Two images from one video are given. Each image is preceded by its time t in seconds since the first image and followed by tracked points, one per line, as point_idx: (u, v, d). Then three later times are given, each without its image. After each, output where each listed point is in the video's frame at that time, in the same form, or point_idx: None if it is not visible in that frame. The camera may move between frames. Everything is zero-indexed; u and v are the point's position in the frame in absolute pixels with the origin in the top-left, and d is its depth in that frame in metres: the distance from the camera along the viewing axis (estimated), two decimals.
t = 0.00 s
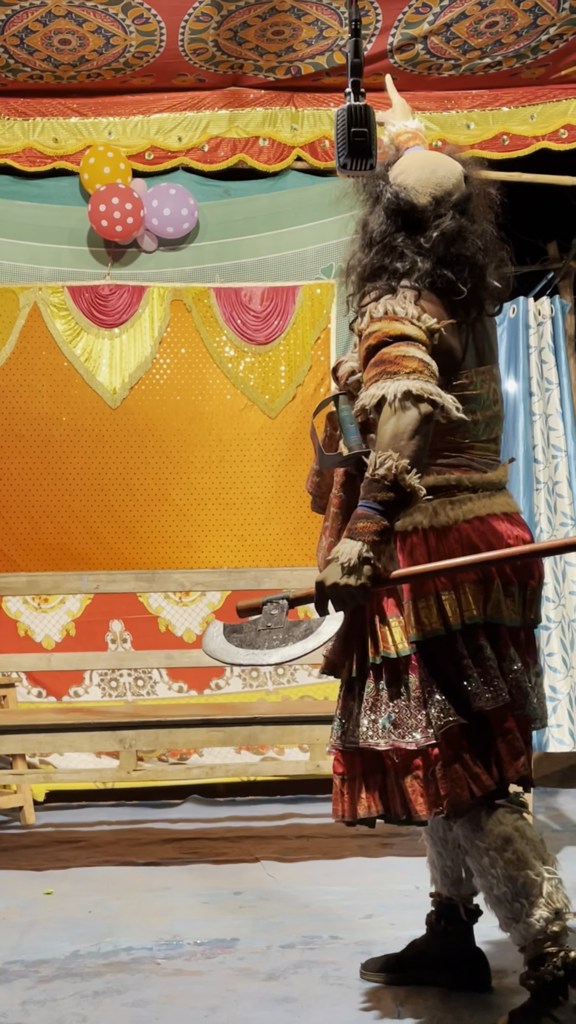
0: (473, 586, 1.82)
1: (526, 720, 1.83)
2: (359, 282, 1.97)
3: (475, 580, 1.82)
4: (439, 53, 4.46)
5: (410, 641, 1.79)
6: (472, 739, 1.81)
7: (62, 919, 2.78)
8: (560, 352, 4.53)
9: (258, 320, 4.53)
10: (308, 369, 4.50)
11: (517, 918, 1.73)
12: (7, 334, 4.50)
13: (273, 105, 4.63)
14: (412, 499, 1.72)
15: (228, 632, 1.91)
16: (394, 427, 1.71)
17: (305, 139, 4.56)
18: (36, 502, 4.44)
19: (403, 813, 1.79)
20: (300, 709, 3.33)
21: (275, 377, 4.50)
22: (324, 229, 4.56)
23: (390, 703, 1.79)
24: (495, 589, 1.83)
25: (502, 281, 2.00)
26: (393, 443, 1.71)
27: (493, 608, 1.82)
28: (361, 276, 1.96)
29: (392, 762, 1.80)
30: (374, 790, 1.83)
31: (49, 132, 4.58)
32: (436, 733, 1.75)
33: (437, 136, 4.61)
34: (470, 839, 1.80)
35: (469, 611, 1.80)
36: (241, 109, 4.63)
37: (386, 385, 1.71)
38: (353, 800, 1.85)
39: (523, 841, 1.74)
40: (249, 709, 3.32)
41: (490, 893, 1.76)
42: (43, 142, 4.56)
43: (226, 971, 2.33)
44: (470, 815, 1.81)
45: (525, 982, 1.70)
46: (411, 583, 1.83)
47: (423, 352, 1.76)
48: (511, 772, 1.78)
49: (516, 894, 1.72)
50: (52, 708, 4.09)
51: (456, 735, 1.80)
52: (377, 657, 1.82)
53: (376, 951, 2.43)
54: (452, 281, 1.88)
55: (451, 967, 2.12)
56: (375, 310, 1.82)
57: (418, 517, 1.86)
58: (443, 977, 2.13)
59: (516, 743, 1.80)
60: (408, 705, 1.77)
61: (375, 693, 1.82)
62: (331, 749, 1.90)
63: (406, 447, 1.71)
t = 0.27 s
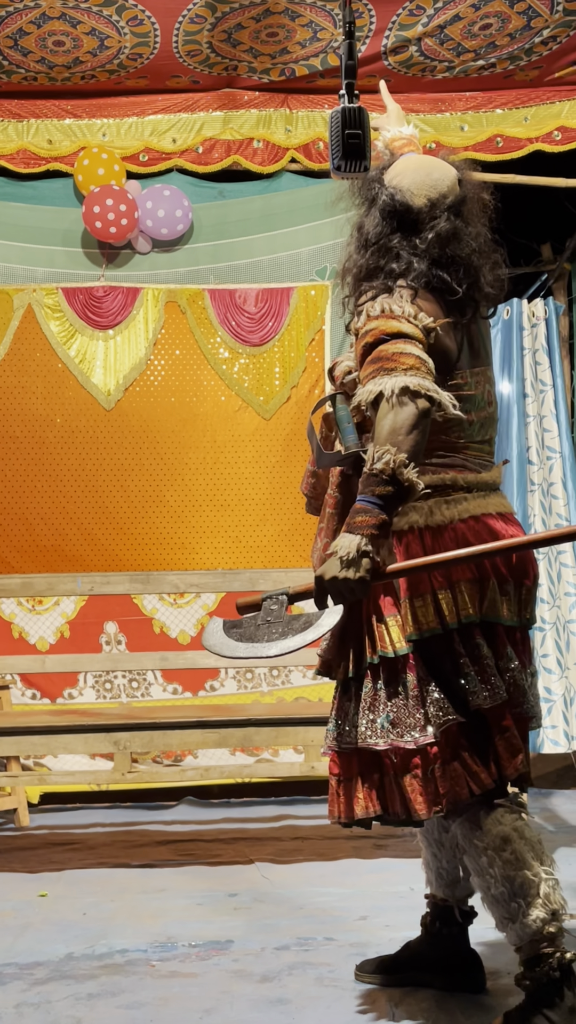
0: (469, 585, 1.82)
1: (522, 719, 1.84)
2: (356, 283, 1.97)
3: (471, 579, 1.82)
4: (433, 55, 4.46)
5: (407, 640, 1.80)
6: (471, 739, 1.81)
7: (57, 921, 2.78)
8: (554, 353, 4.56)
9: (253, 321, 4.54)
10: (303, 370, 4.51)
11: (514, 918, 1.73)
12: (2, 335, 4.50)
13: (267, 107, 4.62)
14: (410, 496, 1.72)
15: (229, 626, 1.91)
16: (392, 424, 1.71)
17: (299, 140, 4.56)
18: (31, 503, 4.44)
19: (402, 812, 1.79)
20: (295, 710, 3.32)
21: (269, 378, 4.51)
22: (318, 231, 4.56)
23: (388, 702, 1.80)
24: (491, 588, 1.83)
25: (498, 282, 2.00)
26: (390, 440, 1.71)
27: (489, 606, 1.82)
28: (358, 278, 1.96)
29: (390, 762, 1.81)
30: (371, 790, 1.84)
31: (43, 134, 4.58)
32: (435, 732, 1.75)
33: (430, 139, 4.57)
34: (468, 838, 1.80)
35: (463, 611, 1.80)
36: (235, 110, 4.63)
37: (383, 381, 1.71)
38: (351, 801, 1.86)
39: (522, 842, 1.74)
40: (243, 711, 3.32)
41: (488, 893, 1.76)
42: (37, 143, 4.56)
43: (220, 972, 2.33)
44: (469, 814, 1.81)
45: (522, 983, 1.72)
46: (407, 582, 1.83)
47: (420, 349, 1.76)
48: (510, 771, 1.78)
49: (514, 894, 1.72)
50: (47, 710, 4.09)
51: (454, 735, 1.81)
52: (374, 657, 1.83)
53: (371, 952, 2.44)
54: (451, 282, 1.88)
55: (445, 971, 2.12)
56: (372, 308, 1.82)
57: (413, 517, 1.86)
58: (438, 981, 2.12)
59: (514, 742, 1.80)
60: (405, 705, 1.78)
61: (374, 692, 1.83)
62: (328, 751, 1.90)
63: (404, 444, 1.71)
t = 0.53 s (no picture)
0: (480, 585, 1.83)
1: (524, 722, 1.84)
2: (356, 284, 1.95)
3: (482, 579, 1.83)
4: (431, 56, 4.46)
5: (412, 641, 1.79)
6: (474, 741, 1.81)
7: (56, 922, 2.78)
8: (552, 353, 4.56)
9: (251, 322, 4.54)
10: (301, 370, 4.51)
11: (511, 918, 1.73)
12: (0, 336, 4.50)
13: (266, 107, 4.62)
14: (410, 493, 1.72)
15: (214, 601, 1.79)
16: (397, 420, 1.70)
17: (297, 141, 4.56)
18: (29, 504, 4.44)
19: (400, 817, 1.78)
20: (293, 711, 3.32)
21: (268, 378, 4.51)
22: (317, 232, 4.56)
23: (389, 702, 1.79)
24: (501, 588, 1.84)
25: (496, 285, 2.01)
26: (395, 434, 1.70)
27: (498, 607, 1.83)
28: (359, 280, 1.94)
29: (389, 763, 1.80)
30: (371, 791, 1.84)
31: (41, 135, 4.57)
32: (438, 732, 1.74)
33: (429, 140, 4.60)
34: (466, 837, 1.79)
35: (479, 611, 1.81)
36: (234, 111, 4.64)
37: (393, 377, 1.70)
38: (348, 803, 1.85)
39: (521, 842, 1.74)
40: (242, 712, 3.32)
41: (485, 894, 1.76)
42: (36, 145, 4.56)
43: (220, 973, 2.33)
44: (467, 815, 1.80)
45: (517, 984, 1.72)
46: (418, 581, 1.83)
47: (429, 350, 1.76)
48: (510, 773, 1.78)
49: (512, 895, 1.72)
50: (46, 711, 4.09)
51: (458, 736, 1.80)
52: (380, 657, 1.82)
53: (370, 952, 2.44)
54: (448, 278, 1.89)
55: (443, 972, 2.11)
56: (382, 304, 1.82)
57: (426, 516, 1.83)
58: (436, 983, 2.12)
59: (514, 744, 1.81)
60: (407, 706, 1.77)
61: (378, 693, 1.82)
62: (327, 752, 1.90)
63: (408, 439, 1.70)
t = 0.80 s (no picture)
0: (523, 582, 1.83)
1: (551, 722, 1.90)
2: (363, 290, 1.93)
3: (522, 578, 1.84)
4: (435, 55, 4.46)
5: (456, 644, 1.79)
6: (512, 741, 1.84)
7: (61, 922, 2.78)
8: (557, 352, 4.54)
9: (255, 323, 4.54)
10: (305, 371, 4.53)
11: (522, 916, 1.74)
12: (5, 337, 4.51)
13: (270, 107, 4.63)
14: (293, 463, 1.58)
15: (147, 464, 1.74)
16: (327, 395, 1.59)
17: (301, 141, 4.56)
18: (34, 504, 4.44)
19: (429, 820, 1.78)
20: (298, 711, 3.32)
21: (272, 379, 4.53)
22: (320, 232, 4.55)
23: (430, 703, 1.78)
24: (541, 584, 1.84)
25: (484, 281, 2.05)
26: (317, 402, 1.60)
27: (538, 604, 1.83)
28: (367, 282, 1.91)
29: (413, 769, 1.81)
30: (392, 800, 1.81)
31: (46, 135, 4.58)
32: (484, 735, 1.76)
33: (433, 140, 4.58)
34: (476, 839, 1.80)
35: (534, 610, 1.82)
36: (238, 111, 4.63)
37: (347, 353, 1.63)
38: (371, 813, 1.82)
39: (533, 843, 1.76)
40: (246, 712, 3.32)
41: (496, 893, 1.77)
42: (40, 145, 4.56)
43: (225, 973, 2.33)
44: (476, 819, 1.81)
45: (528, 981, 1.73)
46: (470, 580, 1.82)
47: (404, 348, 1.67)
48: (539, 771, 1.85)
49: (523, 892, 1.73)
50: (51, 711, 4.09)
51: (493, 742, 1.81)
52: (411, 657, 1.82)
53: (375, 952, 2.44)
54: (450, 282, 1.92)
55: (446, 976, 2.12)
56: (386, 297, 1.79)
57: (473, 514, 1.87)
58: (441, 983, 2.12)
59: (542, 744, 1.87)
60: (442, 709, 1.79)
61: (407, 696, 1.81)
62: (348, 764, 1.88)
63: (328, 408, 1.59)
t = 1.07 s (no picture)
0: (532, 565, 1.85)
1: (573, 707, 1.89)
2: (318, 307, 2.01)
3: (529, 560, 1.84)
4: (444, 54, 4.45)
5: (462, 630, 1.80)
6: (533, 720, 1.87)
7: (70, 920, 2.78)
8: (566, 352, 4.52)
9: (264, 322, 4.55)
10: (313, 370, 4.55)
11: (539, 905, 1.71)
12: (14, 336, 4.52)
13: (278, 107, 4.63)
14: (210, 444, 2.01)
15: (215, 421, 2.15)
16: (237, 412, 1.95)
17: (310, 140, 4.57)
18: (44, 504, 4.45)
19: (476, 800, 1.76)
20: (307, 710, 3.32)
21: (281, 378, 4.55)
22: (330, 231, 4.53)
23: (452, 693, 1.80)
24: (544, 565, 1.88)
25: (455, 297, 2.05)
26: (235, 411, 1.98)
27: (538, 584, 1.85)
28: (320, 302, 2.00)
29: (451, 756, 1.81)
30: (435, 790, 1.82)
31: (55, 135, 4.59)
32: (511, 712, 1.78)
33: (441, 139, 4.57)
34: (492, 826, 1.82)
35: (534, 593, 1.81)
36: (247, 111, 4.64)
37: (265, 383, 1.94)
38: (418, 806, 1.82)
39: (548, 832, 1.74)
40: (255, 711, 3.33)
41: (516, 884, 1.74)
42: (49, 145, 4.58)
43: (235, 972, 2.33)
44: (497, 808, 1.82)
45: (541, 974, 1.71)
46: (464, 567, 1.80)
47: (304, 379, 1.88)
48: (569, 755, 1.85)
49: (539, 883, 1.70)
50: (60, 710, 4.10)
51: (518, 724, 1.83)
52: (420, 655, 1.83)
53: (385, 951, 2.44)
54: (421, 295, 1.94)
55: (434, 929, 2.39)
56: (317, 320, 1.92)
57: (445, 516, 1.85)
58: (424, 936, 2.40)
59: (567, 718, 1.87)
60: (470, 694, 1.79)
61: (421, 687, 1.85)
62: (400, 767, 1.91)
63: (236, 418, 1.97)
